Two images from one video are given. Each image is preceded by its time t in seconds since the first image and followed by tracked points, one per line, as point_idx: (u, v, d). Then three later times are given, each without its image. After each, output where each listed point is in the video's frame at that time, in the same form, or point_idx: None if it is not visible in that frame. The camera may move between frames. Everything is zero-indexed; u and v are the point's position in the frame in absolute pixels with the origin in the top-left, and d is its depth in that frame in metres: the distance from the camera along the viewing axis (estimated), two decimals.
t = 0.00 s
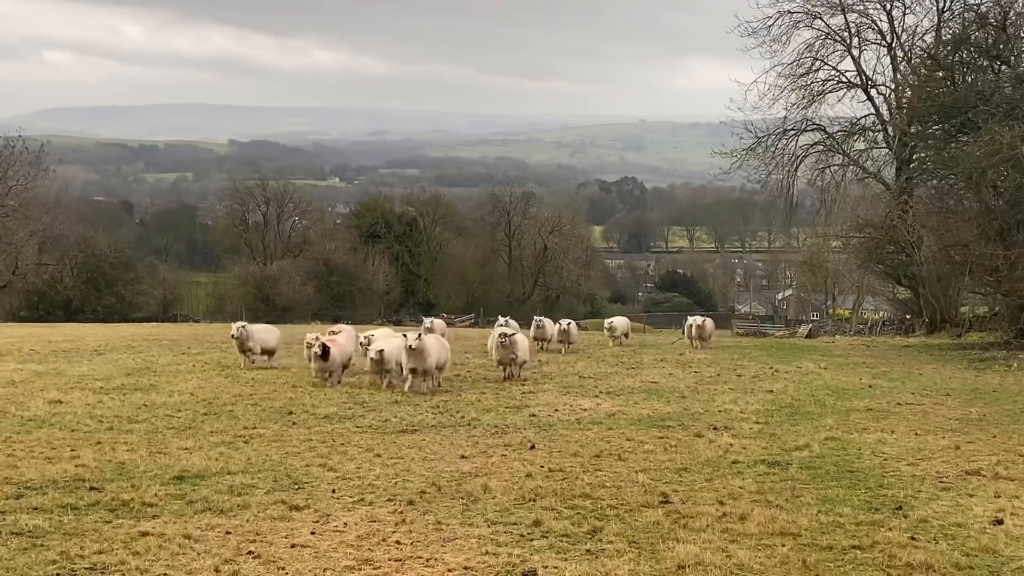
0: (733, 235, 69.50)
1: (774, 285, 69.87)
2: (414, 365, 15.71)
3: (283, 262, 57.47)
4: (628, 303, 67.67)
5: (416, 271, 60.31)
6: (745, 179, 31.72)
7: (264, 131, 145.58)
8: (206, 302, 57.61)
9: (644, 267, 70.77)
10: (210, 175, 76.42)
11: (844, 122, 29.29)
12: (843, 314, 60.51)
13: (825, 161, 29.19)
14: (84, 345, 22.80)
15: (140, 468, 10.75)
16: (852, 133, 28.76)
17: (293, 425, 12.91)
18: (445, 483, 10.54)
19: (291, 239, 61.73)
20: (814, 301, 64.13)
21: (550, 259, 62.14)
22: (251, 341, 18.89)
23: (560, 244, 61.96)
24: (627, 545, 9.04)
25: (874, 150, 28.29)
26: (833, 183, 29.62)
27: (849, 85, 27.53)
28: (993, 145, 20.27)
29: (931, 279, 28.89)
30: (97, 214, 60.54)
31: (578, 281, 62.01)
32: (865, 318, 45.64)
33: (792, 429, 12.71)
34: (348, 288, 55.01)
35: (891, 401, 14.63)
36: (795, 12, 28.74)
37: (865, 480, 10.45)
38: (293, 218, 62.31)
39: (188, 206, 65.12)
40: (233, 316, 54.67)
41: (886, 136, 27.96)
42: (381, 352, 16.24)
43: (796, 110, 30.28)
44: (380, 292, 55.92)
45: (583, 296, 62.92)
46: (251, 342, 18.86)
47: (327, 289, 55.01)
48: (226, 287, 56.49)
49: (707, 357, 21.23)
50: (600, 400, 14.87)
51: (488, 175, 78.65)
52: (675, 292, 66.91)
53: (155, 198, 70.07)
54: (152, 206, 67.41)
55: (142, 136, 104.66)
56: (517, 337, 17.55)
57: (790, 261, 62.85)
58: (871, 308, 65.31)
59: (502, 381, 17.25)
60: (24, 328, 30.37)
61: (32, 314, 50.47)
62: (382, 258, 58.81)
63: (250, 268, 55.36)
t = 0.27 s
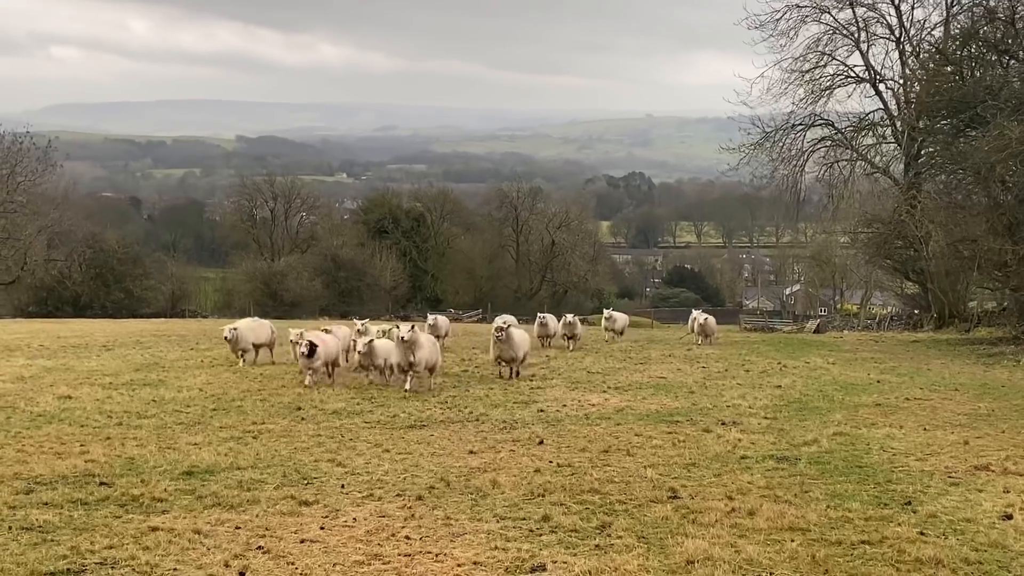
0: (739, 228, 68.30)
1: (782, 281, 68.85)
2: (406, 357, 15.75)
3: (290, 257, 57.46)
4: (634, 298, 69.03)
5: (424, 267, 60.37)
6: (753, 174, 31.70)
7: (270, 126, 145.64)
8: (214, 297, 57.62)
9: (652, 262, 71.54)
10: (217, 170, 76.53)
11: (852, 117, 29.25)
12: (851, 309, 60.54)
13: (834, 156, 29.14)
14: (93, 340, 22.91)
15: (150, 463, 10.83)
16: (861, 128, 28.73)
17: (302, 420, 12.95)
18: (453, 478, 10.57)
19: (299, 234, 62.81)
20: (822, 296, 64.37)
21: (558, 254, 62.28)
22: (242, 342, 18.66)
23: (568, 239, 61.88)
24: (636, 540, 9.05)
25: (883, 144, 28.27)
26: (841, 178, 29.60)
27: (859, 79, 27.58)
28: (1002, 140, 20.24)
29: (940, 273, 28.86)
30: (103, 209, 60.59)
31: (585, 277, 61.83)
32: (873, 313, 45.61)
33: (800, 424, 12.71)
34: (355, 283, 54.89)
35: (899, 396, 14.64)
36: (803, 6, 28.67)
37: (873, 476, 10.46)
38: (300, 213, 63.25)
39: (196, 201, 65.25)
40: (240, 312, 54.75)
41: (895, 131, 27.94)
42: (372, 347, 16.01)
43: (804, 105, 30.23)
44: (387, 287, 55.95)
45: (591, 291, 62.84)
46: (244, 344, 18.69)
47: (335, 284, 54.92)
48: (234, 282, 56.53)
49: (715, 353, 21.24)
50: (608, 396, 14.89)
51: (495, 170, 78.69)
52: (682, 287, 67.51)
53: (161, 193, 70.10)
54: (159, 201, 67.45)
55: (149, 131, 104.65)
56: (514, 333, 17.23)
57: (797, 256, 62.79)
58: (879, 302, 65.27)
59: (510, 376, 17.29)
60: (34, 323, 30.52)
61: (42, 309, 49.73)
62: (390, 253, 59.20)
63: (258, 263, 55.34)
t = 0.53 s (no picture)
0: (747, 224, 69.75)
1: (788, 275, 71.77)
2: (397, 359, 15.34)
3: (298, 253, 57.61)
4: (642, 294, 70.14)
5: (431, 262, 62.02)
6: (760, 169, 31.62)
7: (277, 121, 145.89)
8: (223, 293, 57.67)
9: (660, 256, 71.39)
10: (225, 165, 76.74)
11: (860, 112, 29.21)
12: (858, 304, 60.45)
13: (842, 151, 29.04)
14: (102, 335, 23.10)
15: (158, 458, 10.91)
16: (869, 124, 28.70)
17: (311, 415, 13.01)
18: (461, 474, 10.59)
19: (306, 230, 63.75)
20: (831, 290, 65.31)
21: (565, 250, 62.95)
22: (234, 337, 18.73)
23: (575, 235, 62.19)
24: (644, 535, 9.05)
25: (891, 140, 28.19)
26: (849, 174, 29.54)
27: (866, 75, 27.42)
28: (1010, 134, 20.22)
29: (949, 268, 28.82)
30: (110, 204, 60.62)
31: (593, 272, 63.20)
32: (880, 308, 45.68)
33: (808, 420, 12.69)
34: (362, 279, 57.00)
35: (907, 391, 14.64)
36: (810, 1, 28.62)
37: (881, 471, 10.45)
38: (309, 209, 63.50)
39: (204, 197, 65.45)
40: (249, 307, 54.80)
41: (903, 126, 27.89)
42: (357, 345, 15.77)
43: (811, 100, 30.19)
44: (393, 283, 57.62)
45: (598, 287, 63.87)
46: (236, 339, 18.75)
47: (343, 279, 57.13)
48: (241, 278, 56.68)
49: (723, 348, 21.25)
50: (616, 391, 14.90)
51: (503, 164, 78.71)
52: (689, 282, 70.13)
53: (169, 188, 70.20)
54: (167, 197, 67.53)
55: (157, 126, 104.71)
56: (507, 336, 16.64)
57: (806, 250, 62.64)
58: (887, 296, 65.40)
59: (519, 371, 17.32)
60: (44, 319, 30.78)
61: (50, 304, 52.70)
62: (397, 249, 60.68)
63: (266, 259, 55.37)
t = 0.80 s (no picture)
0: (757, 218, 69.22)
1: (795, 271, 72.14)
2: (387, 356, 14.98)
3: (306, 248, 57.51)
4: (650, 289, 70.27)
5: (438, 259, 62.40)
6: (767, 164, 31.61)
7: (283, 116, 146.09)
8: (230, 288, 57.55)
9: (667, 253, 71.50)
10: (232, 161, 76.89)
11: (868, 107, 29.15)
12: (866, 299, 60.37)
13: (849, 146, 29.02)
14: (110, 331, 23.22)
15: (167, 455, 11.01)
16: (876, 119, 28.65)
17: (319, 411, 13.05)
18: (470, 470, 10.61)
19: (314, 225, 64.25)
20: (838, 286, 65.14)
21: (572, 246, 63.31)
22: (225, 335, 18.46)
23: (582, 230, 62.64)
24: (653, 531, 9.04)
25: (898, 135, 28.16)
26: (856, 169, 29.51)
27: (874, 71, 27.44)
28: (1020, 128, 20.19)
29: (956, 264, 28.76)
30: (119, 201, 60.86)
31: (599, 268, 63.17)
32: (888, 304, 45.69)
33: (817, 415, 12.68)
34: (370, 275, 55.80)
35: (917, 387, 14.63)
36: None
37: (891, 467, 10.43)
38: (315, 205, 63.98)
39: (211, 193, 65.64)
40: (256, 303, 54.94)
41: (911, 121, 27.84)
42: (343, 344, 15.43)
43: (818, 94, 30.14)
44: (401, 279, 56.72)
45: (605, 282, 63.82)
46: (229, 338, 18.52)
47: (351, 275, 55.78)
48: (249, 274, 56.72)
49: (731, 344, 21.25)
50: (624, 386, 14.91)
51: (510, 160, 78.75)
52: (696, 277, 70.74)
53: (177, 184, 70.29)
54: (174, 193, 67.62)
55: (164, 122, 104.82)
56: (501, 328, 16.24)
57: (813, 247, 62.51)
58: (895, 292, 65.31)
59: (527, 367, 17.35)
60: (54, 314, 30.95)
61: (58, 301, 51.42)
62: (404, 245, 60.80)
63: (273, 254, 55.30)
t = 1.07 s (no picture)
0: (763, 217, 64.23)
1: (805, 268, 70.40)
2: (374, 355, 14.59)
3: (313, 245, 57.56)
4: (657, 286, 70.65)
5: (446, 255, 60.62)
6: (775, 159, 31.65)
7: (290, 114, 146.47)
8: (237, 285, 57.27)
9: (674, 249, 71.35)
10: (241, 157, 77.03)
11: (876, 102, 29.17)
12: (874, 296, 60.23)
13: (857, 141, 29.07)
14: (118, 327, 23.26)
15: (175, 450, 11.03)
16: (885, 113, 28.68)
17: (327, 407, 13.08)
18: (478, 465, 10.61)
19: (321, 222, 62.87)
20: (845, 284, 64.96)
21: (580, 242, 62.60)
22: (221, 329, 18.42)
23: (590, 226, 62.17)
24: (662, 527, 9.03)
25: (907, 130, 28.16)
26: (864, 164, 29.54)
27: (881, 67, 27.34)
28: None
29: (965, 260, 28.68)
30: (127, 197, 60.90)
31: (607, 264, 62.52)
32: (896, 300, 45.59)
33: (825, 411, 12.66)
34: (378, 271, 55.38)
35: (925, 383, 14.62)
36: None
37: (899, 463, 10.42)
38: (322, 201, 62.95)
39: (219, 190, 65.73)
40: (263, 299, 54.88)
41: (919, 116, 27.85)
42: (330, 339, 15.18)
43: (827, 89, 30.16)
44: (410, 275, 56.04)
45: (612, 279, 63.33)
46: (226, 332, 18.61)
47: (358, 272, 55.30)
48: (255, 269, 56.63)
49: (739, 340, 21.23)
50: (632, 382, 14.91)
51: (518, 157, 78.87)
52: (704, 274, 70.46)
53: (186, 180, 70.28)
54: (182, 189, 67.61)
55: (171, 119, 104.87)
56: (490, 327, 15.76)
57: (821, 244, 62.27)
58: (903, 290, 65.06)
59: (534, 363, 17.35)
60: (62, 311, 31.01)
61: (65, 298, 49.90)
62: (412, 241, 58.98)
63: (280, 250, 55.22)
